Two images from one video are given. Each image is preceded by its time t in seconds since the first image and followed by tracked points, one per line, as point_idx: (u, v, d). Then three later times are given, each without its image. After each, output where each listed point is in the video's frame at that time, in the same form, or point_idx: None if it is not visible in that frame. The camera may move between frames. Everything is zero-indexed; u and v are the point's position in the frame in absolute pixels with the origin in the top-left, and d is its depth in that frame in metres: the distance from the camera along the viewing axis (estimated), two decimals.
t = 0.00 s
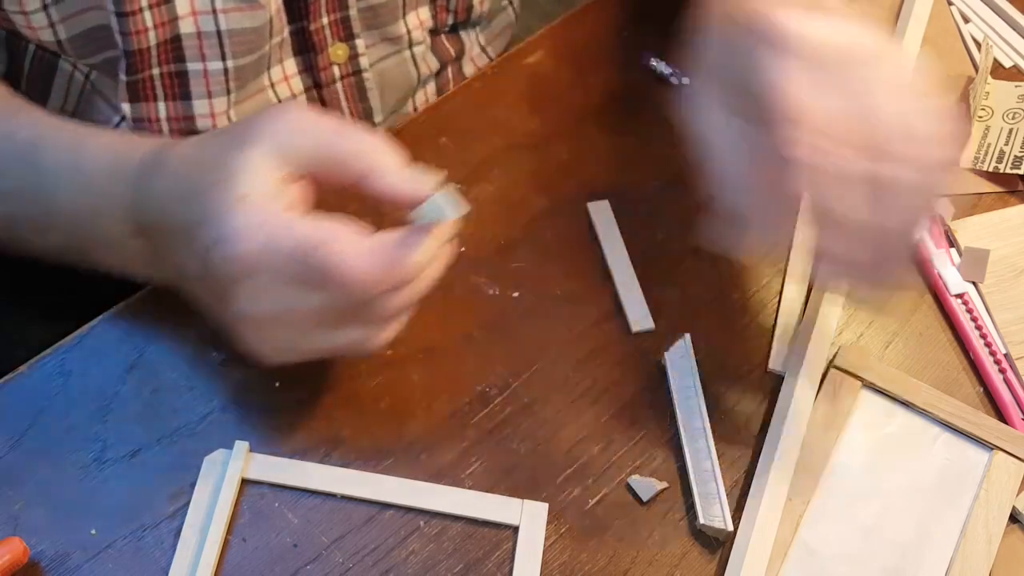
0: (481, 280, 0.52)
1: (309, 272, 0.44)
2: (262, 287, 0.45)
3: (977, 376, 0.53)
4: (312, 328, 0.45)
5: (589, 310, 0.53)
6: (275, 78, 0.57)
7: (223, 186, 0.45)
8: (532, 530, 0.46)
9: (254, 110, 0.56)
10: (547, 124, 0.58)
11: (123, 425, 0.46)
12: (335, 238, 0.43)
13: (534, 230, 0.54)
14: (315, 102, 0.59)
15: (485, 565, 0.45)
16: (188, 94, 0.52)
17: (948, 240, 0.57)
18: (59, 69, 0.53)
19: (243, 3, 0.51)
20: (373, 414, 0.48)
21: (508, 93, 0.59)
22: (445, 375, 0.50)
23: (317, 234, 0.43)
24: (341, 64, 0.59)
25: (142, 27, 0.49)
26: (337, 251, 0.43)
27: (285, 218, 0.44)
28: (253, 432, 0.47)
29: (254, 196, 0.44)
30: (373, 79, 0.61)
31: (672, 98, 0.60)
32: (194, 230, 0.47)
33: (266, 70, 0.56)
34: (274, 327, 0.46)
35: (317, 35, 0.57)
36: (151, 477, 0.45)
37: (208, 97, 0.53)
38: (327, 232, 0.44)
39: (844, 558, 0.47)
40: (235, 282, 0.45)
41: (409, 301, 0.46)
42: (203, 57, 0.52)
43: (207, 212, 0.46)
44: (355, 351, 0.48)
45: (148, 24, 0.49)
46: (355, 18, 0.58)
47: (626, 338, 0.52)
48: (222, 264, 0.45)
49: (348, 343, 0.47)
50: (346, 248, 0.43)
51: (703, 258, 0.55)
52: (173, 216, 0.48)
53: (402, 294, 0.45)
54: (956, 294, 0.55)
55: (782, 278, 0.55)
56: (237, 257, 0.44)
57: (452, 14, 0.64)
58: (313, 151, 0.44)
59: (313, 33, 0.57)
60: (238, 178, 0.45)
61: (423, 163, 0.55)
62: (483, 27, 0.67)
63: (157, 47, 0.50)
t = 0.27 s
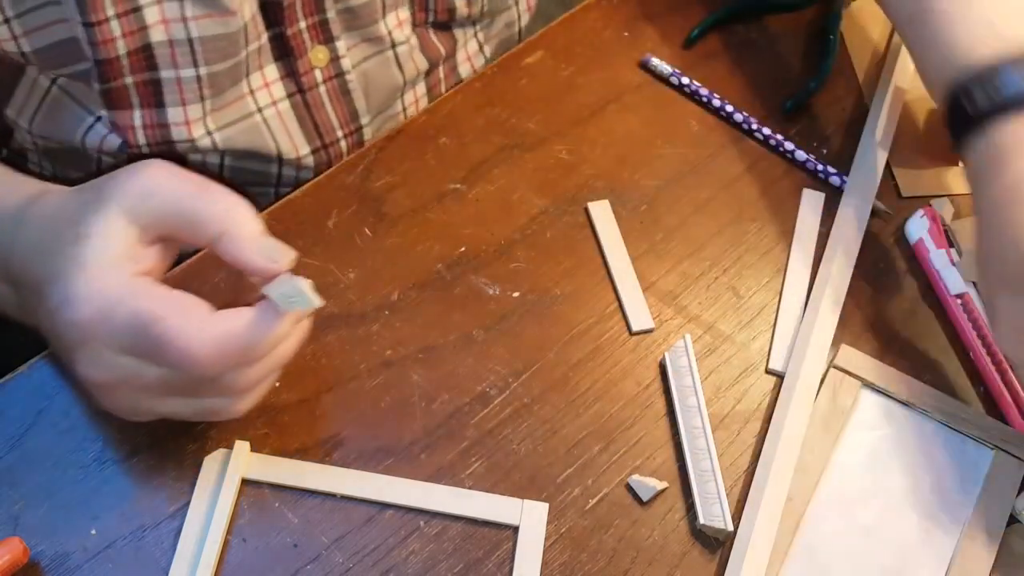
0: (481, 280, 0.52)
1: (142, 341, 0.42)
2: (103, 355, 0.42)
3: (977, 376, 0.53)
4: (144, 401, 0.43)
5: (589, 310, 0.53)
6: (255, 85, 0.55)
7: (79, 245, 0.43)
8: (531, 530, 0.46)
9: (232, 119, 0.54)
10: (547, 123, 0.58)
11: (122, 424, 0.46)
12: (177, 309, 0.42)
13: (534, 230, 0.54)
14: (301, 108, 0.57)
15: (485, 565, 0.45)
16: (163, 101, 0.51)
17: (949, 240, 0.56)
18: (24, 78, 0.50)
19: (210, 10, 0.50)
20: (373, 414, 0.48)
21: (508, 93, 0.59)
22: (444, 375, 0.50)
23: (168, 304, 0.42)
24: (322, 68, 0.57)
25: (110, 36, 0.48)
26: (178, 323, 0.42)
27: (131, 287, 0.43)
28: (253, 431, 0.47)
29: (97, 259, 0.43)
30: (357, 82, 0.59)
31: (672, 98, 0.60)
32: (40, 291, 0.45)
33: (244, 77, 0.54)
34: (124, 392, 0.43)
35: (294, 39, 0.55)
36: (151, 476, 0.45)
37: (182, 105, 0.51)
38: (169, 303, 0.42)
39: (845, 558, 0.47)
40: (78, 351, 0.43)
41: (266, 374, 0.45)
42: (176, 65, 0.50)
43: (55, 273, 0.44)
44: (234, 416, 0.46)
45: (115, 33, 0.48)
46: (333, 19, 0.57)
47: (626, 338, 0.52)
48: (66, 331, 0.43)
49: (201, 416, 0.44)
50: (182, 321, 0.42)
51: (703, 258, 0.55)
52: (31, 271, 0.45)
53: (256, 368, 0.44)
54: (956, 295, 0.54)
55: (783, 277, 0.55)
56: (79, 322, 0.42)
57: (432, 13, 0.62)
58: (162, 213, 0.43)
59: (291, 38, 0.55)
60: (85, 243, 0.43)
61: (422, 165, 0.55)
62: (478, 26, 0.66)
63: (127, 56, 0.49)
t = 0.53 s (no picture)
0: (481, 280, 0.52)
1: (134, 343, 0.42)
2: (95, 358, 0.42)
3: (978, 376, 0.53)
4: (141, 403, 0.43)
5: (589, 310, 0.53)
6: (237, 112, 0.55)
7: (68, 251, 0.43)
8: (531, 530, 0.46)
9: (210, 147, 0.54)
10: (547, 124, 0.58)
11: (122, 424, 0.46)
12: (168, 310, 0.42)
13: (534, 229, 0.54)
14: (285, 134, 0.58)
15: (485, 565, 0.45)
16: (138, 134, 0.51)
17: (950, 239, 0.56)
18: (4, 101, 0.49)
19: (180, 39, 0.50)
20: (373, 413, 0.48)
21: (507, 93, 0.59)
22: (444, 375, 0.50)
23: (158, 305, 0.42)
24: (305, 93, 0.58)
25: (79, 70, 0.47)
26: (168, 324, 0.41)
27: (122, 289, 0.42)
28: (253, 431, 0.47)
29: (87, 264, 0.43)
30: (340, 106, 0.60)
31: (672, 98, 0.60)
32: (32, 298, 0.45)
33: (224, 105, 0.54)
34: (117, 393, 0.43)
35: (278, 67, 0.55)
36: (151, 476, 0.45)
37: (158, 136, 0.52)
38: (160, 305, 0.42)
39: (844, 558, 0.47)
40: (71, 356, 0.43)
41: (261, 369, 0.44)
42: (148, 97, 0.50)
43: (46, 280, 0.44)
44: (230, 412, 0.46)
45: (84, 67, 0.48)
46: (317, 46, 0.57)
47: (626, 338, 0.52)
48: (59, 337, 0.43)
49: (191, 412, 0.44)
50: (173, 322, 0.41)
51: (703, 258, 0.55)
52: (21, 278, 0.45)
53: (250, 364, 0.43)
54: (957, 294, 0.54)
55: (783, 277, 0.55)
56: (70, 328, 0.42)
57: (419, 38, 0.63)
58: (150, 216, 0.43)
59: (274, 66, 0.55)
60: (75, 248, 0.43)
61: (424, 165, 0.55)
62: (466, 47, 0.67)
63: (98, 90, 0.49)
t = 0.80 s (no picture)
0: (480, 280, 0.52)
1: (128, 342, 0.41)
2: (91, 359, 0.42)
3: (976, 376, 0.53)
4: (138, 402, 0.43)
5: (589, 309, 0.53)
6: (227, 126, 0.55)
7: (59, 252, 0.42)
8: (531, 530, 0.46)
9: (198, 163, 0.54)
10: (547, 124, 0.58)
11: (122, 424, 0.46)
12: (163, 307, 0.41)
13: (534, 229, 0.54)
14: (274, 147, 0.57)
15: (485, 565, 0.45)
16: (126, 151, 0.51)
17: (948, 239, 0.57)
18: None
19: (167, 57, 0.50)
20: (373, 413, 0.48)
21: (507, 93, 0.59)
22: (445, 375, 0.50)
23: (152, 303, 0.41)
24: (297, 108, 0.57)
25: (65, 89, 0.47)
26: (163, 322, 0.40)
27: (115, 288, 0.41)
28: (253, 431, 0.47)
29: (79, 264, 0.42)
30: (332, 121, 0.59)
31: (672, 98, 0.60)
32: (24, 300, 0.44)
33: (213, 120, 0.54)
34: (115, 393, 0.43)
35: (269, 82, 0.55)
36: (151, 476, 0.45)
37: (147, 152, 0.52)
38: (154, 303, 0.41)
39: (834, 560, 0.46)
40: (66, 358, 0.42)
41: (256, 366, 0.45)
42: (136, 115, 0.50)
43: (37, 282, 0.43)
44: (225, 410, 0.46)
45: (71, 86, 0.47)
46: (309, 61, 0.56)
47: (626, 338, 0.52)
48: (53, 339, 0.42)
49: (194, 411, 0.45)
50: (167, 319, 0.41)
51: (703, 258, 0.55)
52: (12, 281, 0.44)
53: (245, 360, 0.44)
54: (956, 294, 0.55)
55: (783, 277, 0.55)
56: (63, 330, 0.41)
57: (413, 51, 0.63)
58: (142, 215, 0.42)
59: (266, 81, 0.55)
60: (66, 249, 0.42)
61: (415, 165, 0.55)
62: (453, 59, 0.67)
63: (85, 109, 0.48)
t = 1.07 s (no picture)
0: (480, 280, 0.52)
1: (127, 342, 0.40)
2: (91, 361, 0.42)
3: (976, 376, 0.53)
4: (140, 402, 0.43)
5: (589, 309, 0.53)
6: (228, 131, 0.55)
7: (58, 254, 0.42)
8: (531, 530, 0.46)
9: (197, 168, 0.54)
10: (547, 123, 0.58)
11: (122, 424, 0.46)
12: (161, 307, 0.40)
13: (534, 229, 0.54)
14: (275, 152, 0.57)
15: (485, 565, 0.45)
16: (126, 157, 0.50)
17: (948, 239, 0.57)
18: None
19: (168, 64, 0.49)
20: (373, 413, 0.48)
21: (507, 93, 0.59)
22: (445, 375, 0.50)
23: (150, 302, 0.40)
24: (298, 113, 0.57)
25: (66, 97, 0.46)
26: (161, 321, 0.39)
27: (113, 289, 0.41)
28: (253, 431, 0.47)
29: (77, 265, 0.41)
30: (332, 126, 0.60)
31: (672, 98, 0.60)
32: (24, 303, 0.44)
33: (214, 125, 0.54)
34: (117, 394, 0.43)
35: (271, 88, 0.55)
36: (151, 476, 0.45)
37: (147, 157, 0.51)
38: (152, 303, 0.40)
39: (834, 560, 0.46)
40: (67, 360, 0.42)
41: (257, 365, 0.45)
42: (136, 121, 0.50)
43: (37, 284, 0.42)
44: (227, 410, 0.46)
45: (71, 94, 0.46)
46: (311, 67, 0.56)
47: (626, 338, 0.52)
48: (53, 342, 0.42)
49: (195, 410, 0.45)
50: (164, 318, 0.40)
51: (703, 258, 0.55)
52: (13, 284, 0.44)
53: (245, 359, 0.43)
54: (956, 294, 0.55)
55: (783, 277, 0.55)
56: (62, 331, 0.41)
57: (414, 54, 0.63)
58: (140, 216, 0.42)
59: (268, 87, 0.55)
60: (65, 251, 0.42)
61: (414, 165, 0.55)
62: (452, 61, 0.67)
63: (86, 116, 0.48)
